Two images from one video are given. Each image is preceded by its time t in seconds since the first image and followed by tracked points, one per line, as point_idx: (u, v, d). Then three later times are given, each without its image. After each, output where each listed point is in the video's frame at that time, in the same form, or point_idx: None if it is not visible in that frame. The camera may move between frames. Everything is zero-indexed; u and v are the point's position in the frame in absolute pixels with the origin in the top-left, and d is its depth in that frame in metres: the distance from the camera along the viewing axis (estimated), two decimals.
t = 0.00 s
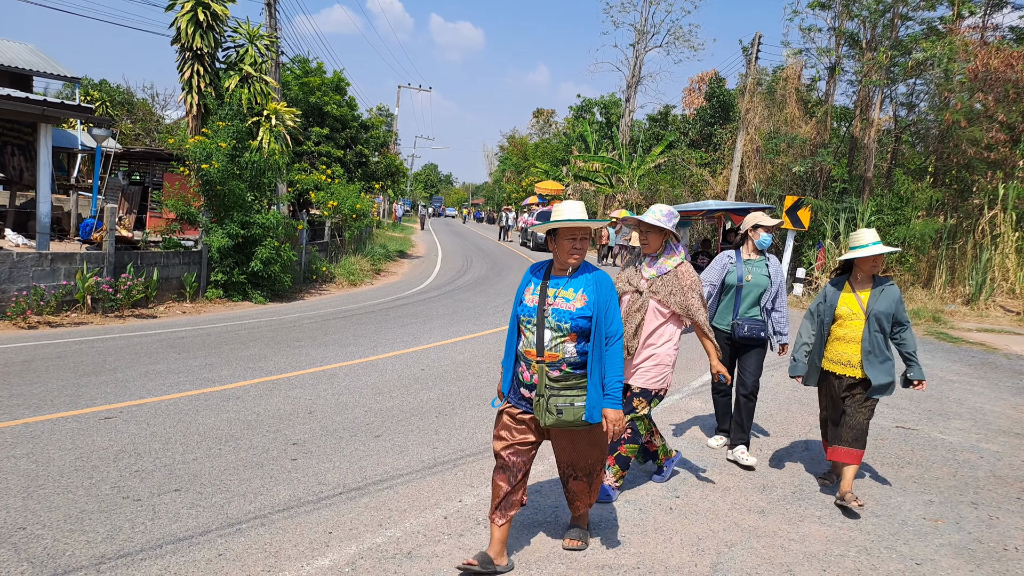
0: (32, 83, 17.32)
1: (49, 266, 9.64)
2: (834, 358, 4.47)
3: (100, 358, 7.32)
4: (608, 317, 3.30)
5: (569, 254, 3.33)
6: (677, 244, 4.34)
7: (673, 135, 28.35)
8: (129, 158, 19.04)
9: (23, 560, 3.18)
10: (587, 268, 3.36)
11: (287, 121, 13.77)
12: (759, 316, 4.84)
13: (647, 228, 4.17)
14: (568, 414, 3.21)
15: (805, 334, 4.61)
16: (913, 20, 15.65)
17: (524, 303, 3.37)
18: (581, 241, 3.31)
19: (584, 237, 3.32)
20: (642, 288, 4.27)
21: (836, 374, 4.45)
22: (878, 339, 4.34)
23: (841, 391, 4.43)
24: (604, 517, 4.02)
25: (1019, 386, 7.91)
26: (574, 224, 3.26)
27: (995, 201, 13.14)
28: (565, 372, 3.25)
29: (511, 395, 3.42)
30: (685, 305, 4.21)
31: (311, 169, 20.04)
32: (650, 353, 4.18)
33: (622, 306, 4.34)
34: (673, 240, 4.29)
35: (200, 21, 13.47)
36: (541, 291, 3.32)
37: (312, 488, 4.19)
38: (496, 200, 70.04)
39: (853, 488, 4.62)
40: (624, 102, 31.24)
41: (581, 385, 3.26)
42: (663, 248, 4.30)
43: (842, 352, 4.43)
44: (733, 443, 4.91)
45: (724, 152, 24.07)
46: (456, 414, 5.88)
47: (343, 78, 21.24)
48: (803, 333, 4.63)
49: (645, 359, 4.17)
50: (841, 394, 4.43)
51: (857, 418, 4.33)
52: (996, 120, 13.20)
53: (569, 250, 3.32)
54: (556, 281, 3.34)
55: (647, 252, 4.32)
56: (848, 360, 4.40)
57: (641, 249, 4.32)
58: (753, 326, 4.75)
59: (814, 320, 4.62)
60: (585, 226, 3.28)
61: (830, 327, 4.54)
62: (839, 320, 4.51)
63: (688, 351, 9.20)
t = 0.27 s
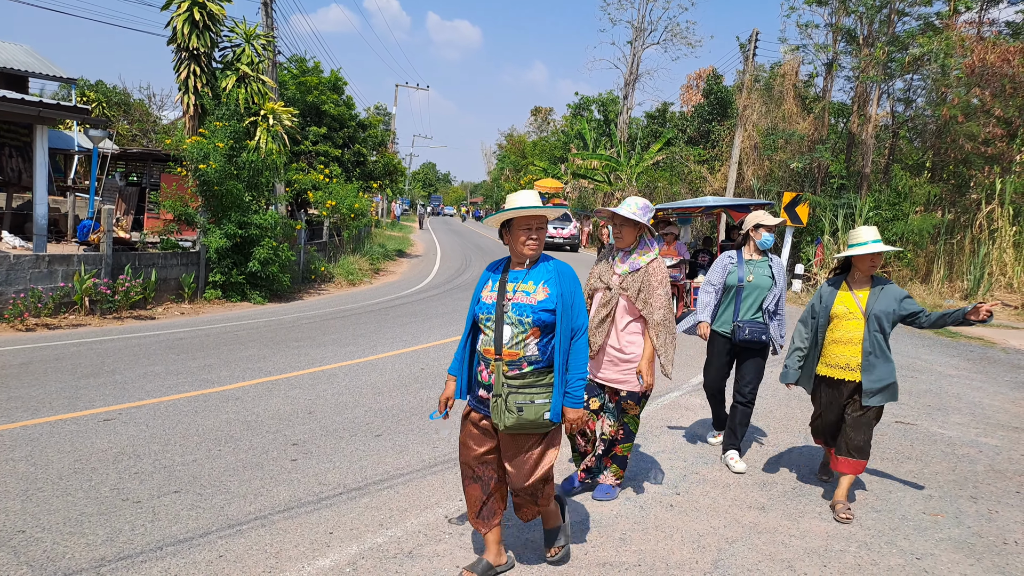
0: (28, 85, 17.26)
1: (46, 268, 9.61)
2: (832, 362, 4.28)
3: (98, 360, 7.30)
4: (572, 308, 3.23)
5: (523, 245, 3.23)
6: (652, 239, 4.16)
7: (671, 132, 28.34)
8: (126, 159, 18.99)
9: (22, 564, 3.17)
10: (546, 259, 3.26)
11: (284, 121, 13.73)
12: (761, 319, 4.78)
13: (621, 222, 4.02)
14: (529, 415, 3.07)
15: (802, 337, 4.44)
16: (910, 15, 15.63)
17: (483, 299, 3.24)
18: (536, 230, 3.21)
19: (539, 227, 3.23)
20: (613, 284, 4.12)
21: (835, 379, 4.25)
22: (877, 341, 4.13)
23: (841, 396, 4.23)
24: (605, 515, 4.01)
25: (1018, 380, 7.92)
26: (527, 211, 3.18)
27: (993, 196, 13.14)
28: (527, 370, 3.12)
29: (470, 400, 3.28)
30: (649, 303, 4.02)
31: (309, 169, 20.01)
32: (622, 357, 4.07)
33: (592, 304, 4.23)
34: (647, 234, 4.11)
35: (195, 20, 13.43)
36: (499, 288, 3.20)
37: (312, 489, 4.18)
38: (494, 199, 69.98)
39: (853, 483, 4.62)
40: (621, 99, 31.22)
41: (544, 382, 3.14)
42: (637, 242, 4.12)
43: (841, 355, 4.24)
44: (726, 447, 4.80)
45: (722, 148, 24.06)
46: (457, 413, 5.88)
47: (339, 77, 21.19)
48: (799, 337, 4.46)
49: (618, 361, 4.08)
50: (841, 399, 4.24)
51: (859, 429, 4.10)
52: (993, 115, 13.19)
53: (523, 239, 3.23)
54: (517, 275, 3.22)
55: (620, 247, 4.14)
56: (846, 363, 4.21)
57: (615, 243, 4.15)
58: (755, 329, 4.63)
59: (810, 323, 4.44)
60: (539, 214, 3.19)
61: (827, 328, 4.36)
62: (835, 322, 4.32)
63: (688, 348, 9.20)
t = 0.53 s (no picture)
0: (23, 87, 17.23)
1: (44, 271, 9.60)
2: (825, 363, 4.07)
3: (97, 362, 7.30)
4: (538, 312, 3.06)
5: (487, 246, 3.11)
6: (617, 239, 4.01)
7: (668, 128, 28.34)
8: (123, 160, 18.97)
9: (22, 568, 3.17)
10: (512, 259, 3.11)
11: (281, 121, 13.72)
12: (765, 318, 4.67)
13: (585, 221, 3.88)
14: (485, 425, 2.91)
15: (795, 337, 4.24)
16: (906, 10, 15.64)
17: (445, 302, 3.09)
18: (500, 230, 3.09)
19: (502, 227, 3.11)
20: (580, 288, 3.98)
21: (826, 379, 4.04)
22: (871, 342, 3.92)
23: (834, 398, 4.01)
24: (606, 512, 4.02)
25: (1017, 374, 7.94)
26: (491, 210, 3.07)
27: (990, 189, 13.16)
28: (484, 377, 2.96)
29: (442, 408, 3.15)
30: (612, 306, 3.86)
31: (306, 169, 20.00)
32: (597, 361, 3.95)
33: (560, 308, 4.08)
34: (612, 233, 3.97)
35: (191, 21, 13.41)
36: (462, 290, 3.05)
37: (312, 489, 4.19)
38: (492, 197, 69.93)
39: (853, 479, 4.63)
40: (619, 96, 31.21)
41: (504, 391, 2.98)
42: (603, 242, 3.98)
43: (833, 355, 4.04)
44: (725, 443, 4.83)
45: (719, 145, 24.06)
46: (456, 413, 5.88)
47: (336, 76, 21.17)
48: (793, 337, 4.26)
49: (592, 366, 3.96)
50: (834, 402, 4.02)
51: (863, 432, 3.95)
52: (990, 109, 13.23)
53: (486, 239, 3.12)
54: (479, 278, 3.06)
55: (586, 247, 4.00)
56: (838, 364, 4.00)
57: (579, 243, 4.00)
58: (765, 331, 4.47)
59: (804, 322, 4.23)
60: (503, 214, 3.08)
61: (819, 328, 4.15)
62: (828, 320, 4.11)
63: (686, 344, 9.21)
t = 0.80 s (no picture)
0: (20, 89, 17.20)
1: (42, 272, 9.60)
2: (801, 371, 3.81)
3: (96, 363, 7.30)
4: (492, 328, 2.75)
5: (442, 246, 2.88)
6: (581, 233, 3.77)
7: (666, 126, 28.35)
8: (121, 161, 18.96)
9: (21, 569, 3.17)
10: (478, 269, 2.82)
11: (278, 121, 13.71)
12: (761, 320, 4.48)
13: (545, 214, 3.66)
14: (422, 441, 2.62)
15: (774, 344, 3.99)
16: (903, 5, 15.65)
17: (403, 303, 2.83)
18: (459, 236, 2.81)
19: (461, 232, 2.82)
20: (542, 286, 3.68)
21: (803, 390, 3.78)
22: (849, 351, 3.65)
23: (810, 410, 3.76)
24: (605, 510, 4.03)
25: (1015, 368, 7.95)
26: (448, 214, 2.81)
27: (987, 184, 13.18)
28: (431, 388, 2.69)
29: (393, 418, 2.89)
30: (580, 304, 3.61)
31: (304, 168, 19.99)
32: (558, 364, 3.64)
33: (524, 306, 3.78)
34: (576, 228, 3.73)
35: (187, 21, 13.41)
36: (420, 292, 2.79)
37: (312, 489, 4.19)
38: (490, 196, 69.89)
39: (853, 475, 4.64)
40: (616, 93, 31.20)
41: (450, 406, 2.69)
42: (566, 237, 3.75)
43: (808, 363, 3.78)
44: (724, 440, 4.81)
45: (717, 142, 24.08)
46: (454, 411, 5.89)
47: (333, 75, 21.14)
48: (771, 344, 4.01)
49: (550, 367, 3.64)
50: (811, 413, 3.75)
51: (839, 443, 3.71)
52: (987, 104, 13.28)
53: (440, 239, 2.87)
54: (441, 281, 2.80)
55: (547, 243, 3.76)
56: (813, 373, 3.74)
57: (540, 238, 3.77)
58: (761, 334, 4.30)
59: (782, 328, 3.97)
60: (465, 220, 2.80)
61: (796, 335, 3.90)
62: (807, 327, 3.85)
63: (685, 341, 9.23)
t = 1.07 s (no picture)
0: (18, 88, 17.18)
1: (40, 272, 9.60)
2: (782, 371, 3.64)
3: (95, 363, 7.30)
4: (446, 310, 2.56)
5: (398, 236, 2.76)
6: (547, 235, 3.68)
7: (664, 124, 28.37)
8: (119, 161, 18.95)
9: (20, 568, 3.18)
10: (436, 265, 2.69)
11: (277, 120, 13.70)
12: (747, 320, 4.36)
13: (509, 217, 3.53)
14: (393, 452, 2.49)
15: (753, 342, 3.80)
16: (901, 3, 15.65)
17: (364, 305, 2.76)
18: (407, 234, 2.67)
19: (410, 229, 2.68)
20: (507, 290, 3.61)
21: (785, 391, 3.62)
22: (833, 353, 3.47)
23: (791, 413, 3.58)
24: (604, 508, 4.04)
25: (1014, 366, 7.96)
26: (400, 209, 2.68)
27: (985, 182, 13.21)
28: (398, 395, 2.55)
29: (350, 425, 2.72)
30: (549, 306, 3.53)
31: (302, 167, 19.98)
32: (524, 369, 3.51)
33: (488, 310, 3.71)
34: (541, 230, 3.64)
35: (185, 20, 13.41)
36: (380, 291, 2.72)
37: (311, 488, 4.20)
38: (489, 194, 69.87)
39: (852, 472, 4.65)
40: (615, 92, 31.20)
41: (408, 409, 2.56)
42: (531, 240, 3.65)
43: (792, 365, 3.61)
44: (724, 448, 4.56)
45: (716, 140, 24.09)
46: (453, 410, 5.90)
47: (331, 74, 21.13)
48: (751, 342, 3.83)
49: (513, 376, 3.51)
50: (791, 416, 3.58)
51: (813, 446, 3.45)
52: (985, 102, 13.33)
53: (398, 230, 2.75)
54: (400, 280, 2.72)
55: (512, 246, 3.65)
56: (797, 376, 3.56)
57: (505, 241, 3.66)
58: (745, 334, 4.20)
59: (762, 326, 3.80)
60: (415, 218, 2.65)
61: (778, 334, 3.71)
62: (789, 326, 3.68)
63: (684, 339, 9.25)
